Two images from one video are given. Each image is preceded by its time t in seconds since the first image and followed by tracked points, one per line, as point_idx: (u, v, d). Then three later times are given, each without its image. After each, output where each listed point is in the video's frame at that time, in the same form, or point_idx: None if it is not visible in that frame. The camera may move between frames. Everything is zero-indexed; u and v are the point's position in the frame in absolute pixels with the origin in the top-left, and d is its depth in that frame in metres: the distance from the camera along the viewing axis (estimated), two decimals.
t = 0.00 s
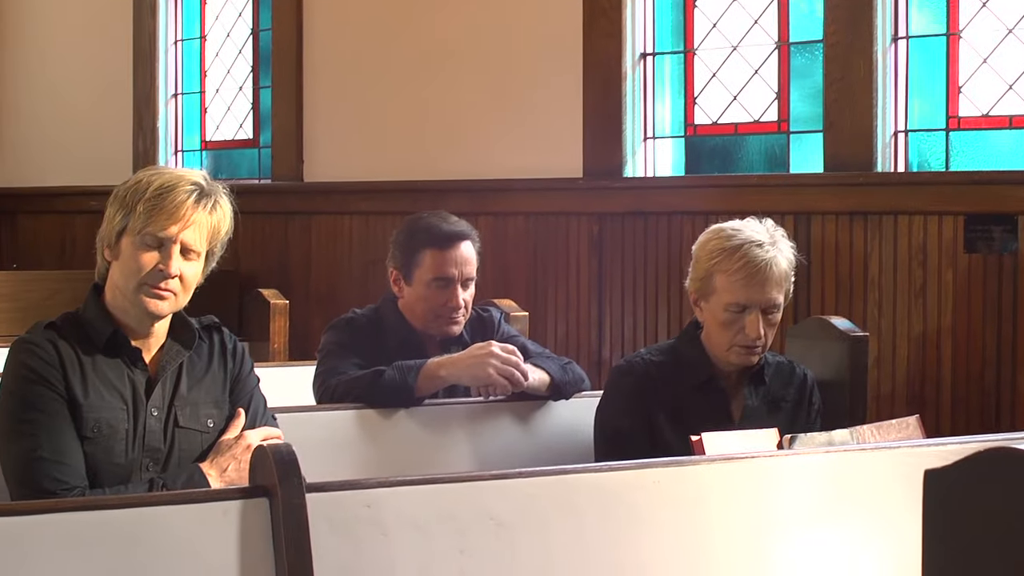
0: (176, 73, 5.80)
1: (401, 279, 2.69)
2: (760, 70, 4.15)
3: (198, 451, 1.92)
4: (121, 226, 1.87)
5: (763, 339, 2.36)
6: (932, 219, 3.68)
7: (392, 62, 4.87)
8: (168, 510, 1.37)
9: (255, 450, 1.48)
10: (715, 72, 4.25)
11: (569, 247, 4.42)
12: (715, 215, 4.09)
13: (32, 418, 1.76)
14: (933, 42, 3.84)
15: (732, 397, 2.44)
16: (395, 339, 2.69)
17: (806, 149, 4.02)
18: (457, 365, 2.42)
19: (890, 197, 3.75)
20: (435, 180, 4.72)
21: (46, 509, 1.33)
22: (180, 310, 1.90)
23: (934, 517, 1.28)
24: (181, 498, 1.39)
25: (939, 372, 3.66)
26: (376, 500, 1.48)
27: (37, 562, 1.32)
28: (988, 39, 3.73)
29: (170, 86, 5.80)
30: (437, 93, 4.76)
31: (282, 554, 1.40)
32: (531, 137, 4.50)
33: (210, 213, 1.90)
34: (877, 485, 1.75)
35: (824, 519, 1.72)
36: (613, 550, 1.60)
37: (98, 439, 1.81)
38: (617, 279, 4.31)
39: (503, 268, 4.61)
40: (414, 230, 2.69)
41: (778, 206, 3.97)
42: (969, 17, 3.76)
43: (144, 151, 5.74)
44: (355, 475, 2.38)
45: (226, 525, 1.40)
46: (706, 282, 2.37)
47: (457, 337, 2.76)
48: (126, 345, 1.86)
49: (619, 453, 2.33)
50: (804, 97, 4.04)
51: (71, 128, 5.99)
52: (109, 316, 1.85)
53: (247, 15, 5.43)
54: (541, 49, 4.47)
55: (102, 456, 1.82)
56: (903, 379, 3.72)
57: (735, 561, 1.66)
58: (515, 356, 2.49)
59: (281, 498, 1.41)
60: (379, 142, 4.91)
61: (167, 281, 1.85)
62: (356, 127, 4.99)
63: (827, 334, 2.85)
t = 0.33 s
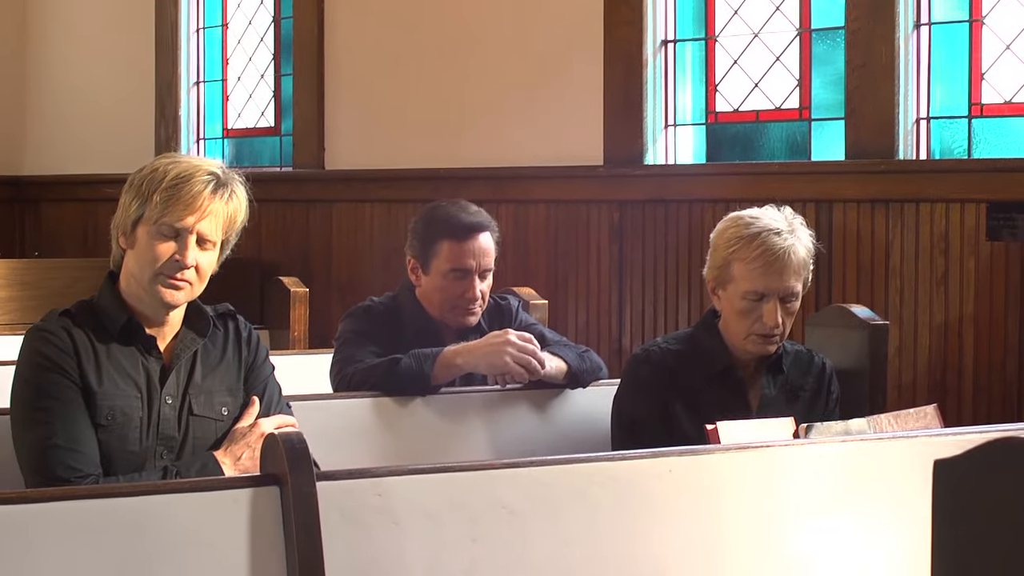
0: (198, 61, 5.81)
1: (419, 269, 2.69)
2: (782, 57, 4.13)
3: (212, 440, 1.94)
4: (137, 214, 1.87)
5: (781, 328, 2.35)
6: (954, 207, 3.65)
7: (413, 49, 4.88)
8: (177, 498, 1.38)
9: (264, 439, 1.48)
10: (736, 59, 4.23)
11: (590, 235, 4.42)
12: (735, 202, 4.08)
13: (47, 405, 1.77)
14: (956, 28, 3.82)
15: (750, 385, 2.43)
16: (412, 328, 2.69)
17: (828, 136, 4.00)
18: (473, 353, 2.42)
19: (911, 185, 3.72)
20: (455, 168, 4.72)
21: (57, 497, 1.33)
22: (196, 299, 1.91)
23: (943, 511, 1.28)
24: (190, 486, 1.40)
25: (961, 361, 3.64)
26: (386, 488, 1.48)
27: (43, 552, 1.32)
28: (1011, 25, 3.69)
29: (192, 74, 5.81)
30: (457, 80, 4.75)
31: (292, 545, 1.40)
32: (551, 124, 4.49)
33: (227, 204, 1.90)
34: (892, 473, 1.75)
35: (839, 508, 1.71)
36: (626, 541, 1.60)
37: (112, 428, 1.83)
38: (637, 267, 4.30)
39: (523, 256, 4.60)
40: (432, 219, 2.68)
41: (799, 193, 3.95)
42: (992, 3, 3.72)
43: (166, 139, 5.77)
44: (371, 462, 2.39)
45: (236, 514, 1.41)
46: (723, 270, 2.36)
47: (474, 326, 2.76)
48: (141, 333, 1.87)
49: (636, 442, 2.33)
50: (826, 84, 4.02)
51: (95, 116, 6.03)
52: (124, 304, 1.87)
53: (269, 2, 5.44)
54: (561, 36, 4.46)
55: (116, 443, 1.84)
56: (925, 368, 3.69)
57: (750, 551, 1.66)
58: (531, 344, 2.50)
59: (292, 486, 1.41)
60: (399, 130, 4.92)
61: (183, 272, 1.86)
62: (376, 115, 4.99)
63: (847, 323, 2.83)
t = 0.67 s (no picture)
0: (212, 51, 5.82)
1: (428, 260, 2.68)
2: (795, 45, 4.12)
3: (219, 430, 1.94)
4: (145, 207, 1.86)
5: (790, 318, 2.34)
6: (968, 196, 3.63)
7: (425, 37, 4.87)
8: (179, 488, 1.38)
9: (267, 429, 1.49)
10: (749, 47, 4.22)
11: (602, 224, 4.41)
12: (748, 191, 4.06)
13: (53, 395, 1.78)
14: (970, 16, 3.79)
15: (759, 375, 2.43)
16: (422, 319, 2.70)
17: (841, 124, 3.98)
18: (482, 342, 2.43)
19: (924, 174, 3.71)
20: (467, 157, 4.72)
21: (62, 486, 1.34)
22: (200, 292, 1.91)
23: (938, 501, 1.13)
24: (192, 476, 1.40)
25: (974, 351, 3.62)
26: (391, 478, 1.49)
27: (44, 541, 1.32)
28: None
29: (205, 64, 5.82)
30: (469, 69, 4.75)
31: (295, 537, 1.41)
32: (563, 113, 4.49)
33: (235, 199, 1.89)
34: (901, 464, 1.75)
35: (848, 498, 1.71)
36: (630, 531, 1.60)
37: (118, 418, 1.84)
38: (650, 256, 4.29)
39: (536, 245, 4.60)
40: (443, 209, 2.67)
41: (811, 182, 3.93)
42: None
43: (180, 128, 5.78)
44: (381, 452, 2.40)
45: (236, 505, 1.41)
46: (733, 260, 2.35)
47: (483, 316, 2.76)
48: (148, 324, 1.87)
49: (644, 430, 2.33)
50: (839, 72, 4.00)
51: (109, 105, 6.04)
52: (130, 293, 1.87)
53: None
54: (573, 24, 4.45)
55: (121, 433, 1.84)
56: (938, 358, 3.68)
57: (757, 540, 1.66)
58: (540, 334, 2.50)
59: (293, 477, 1.42)
60: (411, 118, 4.92)
61: (190, 268, 1.86)
62: (389, 104, 4.99)
63: (859, 312, 2.82)
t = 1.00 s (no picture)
0: (221, 43, 5.82)
1: (434, 253, 2.68)
2: (804, 36, 4.11)
3: (219, 424, 1.95)
4: (147, 205, 1.84)
5: (796, 310, 2.34)
6: (977, 188, 3.62)
7: (434, 29, 4.87)
8: (178, 481, 1.37)
9: (264, 422, 1.48)
10: (758, 39, 4.20)
11: (610, 216, 4.40)
12: (757, 183, 4.05)
13: (52, 388, 1.79)
14: (980, 7, 3.78)
15: (764, 368, 2.43)
16: (427, 312, 2.70)
17: (850, 116, 3.97)
18: (486, 335, 2.43)
19: (932, 165, 3.69)
20: (475, 148, 4.71)
21: (57, 479, 1.33)
22: (202, 288, 1.91)
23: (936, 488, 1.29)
24: (189, 469, 1.39)
25: (983, 344, 3.61)
26: (389, 471, 1.48)
27: (42, 534, 1.32)
28: None
29: (215, 56, 5.83)
30: (478, 60, 4.75)
31: (291, 530, 1.41)
32: (571, 104, 4.48)
33: (238, 198, 1.87)
34: (902, 457, 1.74)
35: (850, 491, 1.71)
36: (630, 524, 1.60)
37: (118, 410, 1.84)
38: (658, 248, 4.28)
39: (544, 237, 4.59)
40: (449, 203, 2.66)
41: (820, 174, 3.92)
42: None
43: (190, 120, 5.79)
44: (385, 445, 2.40)
45: (234, 498, 1.40)
46: (738, 253, 2.35)
47: (488, 310, 2.76)
48: (148, 317, 1.88)
49: (649, 423, 2.32)
50: (849, 64, 3.99)
51: (120, 97, 6.05)
52: (131, 287, 1.87)
53: None
54: (582, 15, 4.44)
55: (121, 426, 1.85)
56: (947, 351, 3.66)
57: (758, 534, 1.66)
58: (544, 326, 2.49)
59: (291, 470, 1.41)
60: (420, 110, 4.92)
61: (191, 267, 1.85)
62: (397, 96, 4.99)
63: (867, 305, 2.81)
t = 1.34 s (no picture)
0: (231, 35, 5.83)
1: (439, 245, 2.69)
2: (813, 28, 4.09)
3: (221, 416, 1.95)
4: (150, 205, 1.81)
5: (801, 303, 2.33)
6: (986, 179, 3.61)
7: (443, 20, 4.86)
8: (174, 474, 1.36)
9: (262, 414, 1.47)
10: (767, 30, 4.19)
11: (619, 208, 4.40)
12: (766, 175, 4.04)
13: (55, 379, 1.79)
14: None
15: (770, 360, 2.42)
16: (431, 303, 2.71)
17: (860, 107, 3.95)
18: (490, 327, 2.42)
19: (942, 157, 3.68)
20: (484, 140, 4.71)
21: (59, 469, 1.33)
22: (204, 285, 1.91)
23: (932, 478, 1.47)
24: (186, 461, 1.37)
25: (992, 337, 3.59)
26: (388, 464, 1.48)
27: (40, 526, 1.30)
28: None
29: (225, 48, 5.84)
30: (487, 51, 4.74)
31: (288, 522, 1.40)
32: (580, 96, 4.47)
33: (243, 203, 1.84)
34: (904, 451, 1.74)
35: (852, 486, 1.71)
36: (630, 517, 1.60)
37: (121, 403, 1.85)
38: (667, 240, 4.27)
39: (553, 229, 4.59)
40: (455, 194, 2.66)
41: (829, 165, 3.91)
42: None
43: (200, 112, 5.80)
44: (389, 437, 2.40)
45: (231, 490, 1.39)
46: (744, 245, 2.34)
47: (493, 301, 2.76)
48: (151, 312, 1.88)
49: (654, 416, 2.32)
50: (858, 55, 3.97)
51: (131, 89, 6.06)
52: (132, 280, 1.87)
53: None
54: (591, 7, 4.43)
55: (124, 419, 1.86)
56: (955, 344, 3.65)
57: (759, 527, 1.66)
58: (549, 318, 2.49)
59: (288, 462, 1.40)
60: (429, 102, 4.91)
61: (194, 270, 1.85)
62: (406, 87, 4.99)
63: (874, 297, 2.81)
